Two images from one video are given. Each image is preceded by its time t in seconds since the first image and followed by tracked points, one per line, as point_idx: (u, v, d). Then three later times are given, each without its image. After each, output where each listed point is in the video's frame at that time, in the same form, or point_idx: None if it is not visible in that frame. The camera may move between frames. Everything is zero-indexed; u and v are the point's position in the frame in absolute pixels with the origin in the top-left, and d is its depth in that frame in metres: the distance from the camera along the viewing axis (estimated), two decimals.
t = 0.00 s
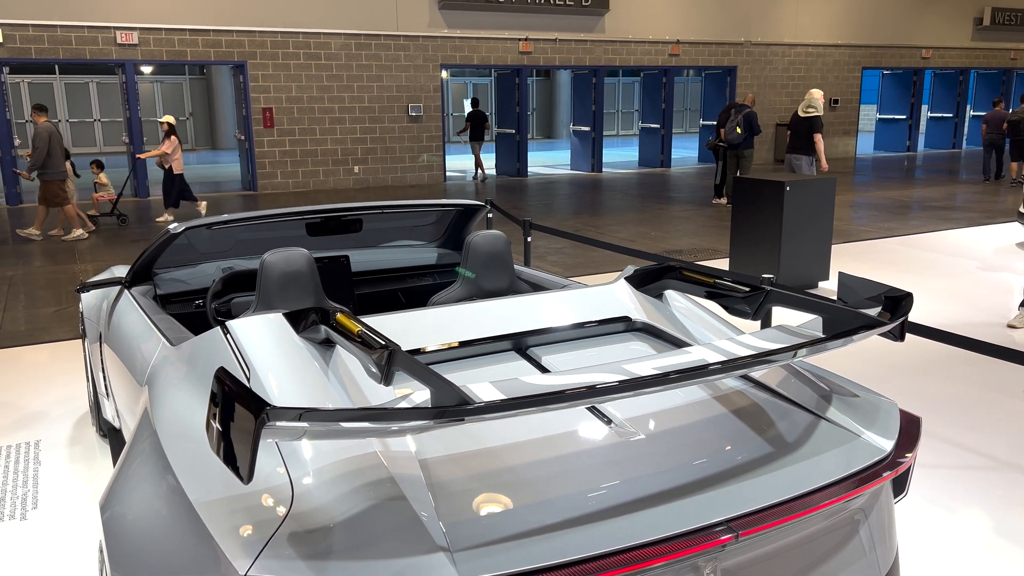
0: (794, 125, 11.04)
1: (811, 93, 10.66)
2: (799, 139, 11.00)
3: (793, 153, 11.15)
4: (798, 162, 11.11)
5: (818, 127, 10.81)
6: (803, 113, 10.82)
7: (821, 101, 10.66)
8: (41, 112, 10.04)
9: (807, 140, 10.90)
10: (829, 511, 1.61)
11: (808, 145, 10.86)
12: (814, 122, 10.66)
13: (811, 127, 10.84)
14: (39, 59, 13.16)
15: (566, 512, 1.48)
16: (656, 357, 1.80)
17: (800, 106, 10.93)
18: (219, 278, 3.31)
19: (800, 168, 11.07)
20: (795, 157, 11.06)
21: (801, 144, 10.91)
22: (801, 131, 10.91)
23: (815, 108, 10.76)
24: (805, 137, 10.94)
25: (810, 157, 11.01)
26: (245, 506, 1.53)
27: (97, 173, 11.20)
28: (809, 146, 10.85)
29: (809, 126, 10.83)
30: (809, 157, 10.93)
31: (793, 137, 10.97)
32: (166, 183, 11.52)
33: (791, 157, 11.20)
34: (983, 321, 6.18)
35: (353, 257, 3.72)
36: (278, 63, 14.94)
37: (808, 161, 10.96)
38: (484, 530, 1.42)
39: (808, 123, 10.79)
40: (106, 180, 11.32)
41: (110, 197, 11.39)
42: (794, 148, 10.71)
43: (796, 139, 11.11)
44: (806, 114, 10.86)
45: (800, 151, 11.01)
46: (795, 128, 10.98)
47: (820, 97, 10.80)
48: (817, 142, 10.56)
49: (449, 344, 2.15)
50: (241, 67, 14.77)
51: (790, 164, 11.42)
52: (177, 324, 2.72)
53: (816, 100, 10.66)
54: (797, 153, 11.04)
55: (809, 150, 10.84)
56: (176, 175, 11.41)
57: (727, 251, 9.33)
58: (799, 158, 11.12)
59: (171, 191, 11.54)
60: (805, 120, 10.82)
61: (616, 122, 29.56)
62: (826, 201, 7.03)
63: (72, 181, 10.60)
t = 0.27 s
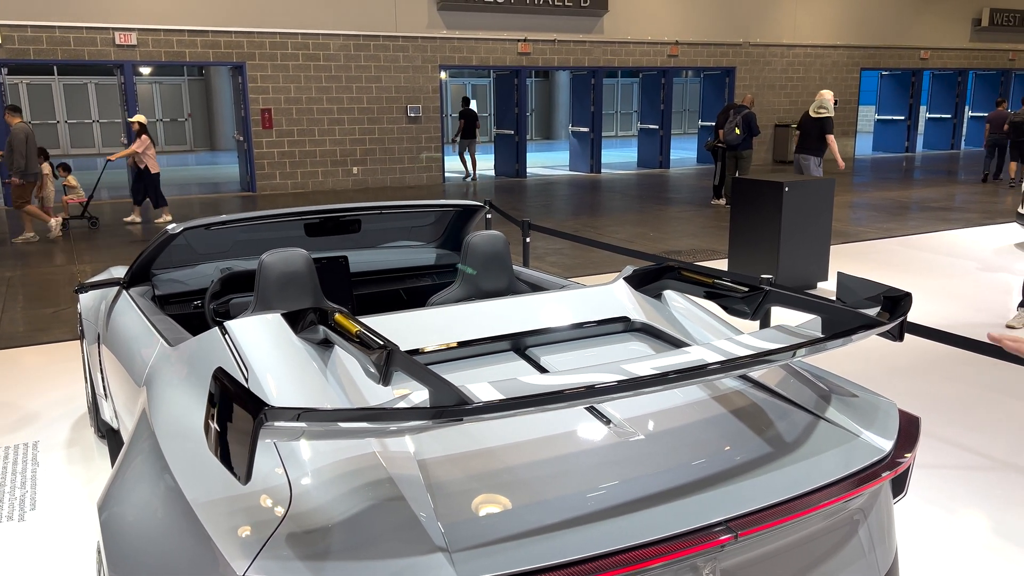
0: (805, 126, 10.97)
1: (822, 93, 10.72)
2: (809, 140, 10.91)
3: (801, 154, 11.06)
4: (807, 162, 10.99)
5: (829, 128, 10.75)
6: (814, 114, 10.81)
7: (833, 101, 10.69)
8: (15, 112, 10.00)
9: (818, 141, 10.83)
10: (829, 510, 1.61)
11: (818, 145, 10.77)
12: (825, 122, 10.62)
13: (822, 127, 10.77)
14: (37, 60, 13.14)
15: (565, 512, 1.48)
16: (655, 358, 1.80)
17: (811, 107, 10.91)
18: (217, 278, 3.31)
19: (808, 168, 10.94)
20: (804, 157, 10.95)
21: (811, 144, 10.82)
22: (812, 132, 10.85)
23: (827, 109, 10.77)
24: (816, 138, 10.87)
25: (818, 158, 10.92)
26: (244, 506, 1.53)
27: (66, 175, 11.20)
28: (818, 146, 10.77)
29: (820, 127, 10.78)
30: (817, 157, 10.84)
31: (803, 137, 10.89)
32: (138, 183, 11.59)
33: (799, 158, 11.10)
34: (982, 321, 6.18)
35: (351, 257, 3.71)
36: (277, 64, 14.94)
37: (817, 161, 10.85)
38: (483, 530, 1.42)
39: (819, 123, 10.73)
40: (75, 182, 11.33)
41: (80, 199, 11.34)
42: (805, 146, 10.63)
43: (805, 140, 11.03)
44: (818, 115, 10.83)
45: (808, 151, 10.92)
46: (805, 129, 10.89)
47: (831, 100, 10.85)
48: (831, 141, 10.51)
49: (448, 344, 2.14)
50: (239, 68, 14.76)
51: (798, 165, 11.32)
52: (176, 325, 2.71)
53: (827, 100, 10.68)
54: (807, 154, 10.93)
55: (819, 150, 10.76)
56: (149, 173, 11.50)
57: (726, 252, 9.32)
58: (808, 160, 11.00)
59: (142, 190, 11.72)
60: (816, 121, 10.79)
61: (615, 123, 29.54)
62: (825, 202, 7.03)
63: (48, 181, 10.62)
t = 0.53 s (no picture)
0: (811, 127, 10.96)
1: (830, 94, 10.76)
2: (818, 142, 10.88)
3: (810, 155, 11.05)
4: (816, 163, 10.99)
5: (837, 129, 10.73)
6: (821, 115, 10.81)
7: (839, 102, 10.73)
8: None
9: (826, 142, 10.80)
10: (827, 512, 1.60)
11: (826, 147, 10.74)
12: (833, 123, 10.60)
13: (829, 128, 10.75)
14: (35, 61, 13.14)
15: (563, 513, 1.48)
16: (653, 358, 1.80)
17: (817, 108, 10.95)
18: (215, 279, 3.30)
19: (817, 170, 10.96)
20: (813, 158, 10.94)
21: (818, 146, 10.80)
22: (819, 133, 10.83)
23: (834, 110, 10.78)
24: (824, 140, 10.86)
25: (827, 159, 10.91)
26: (239, 508, 1.53)
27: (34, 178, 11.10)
28: (826, 147, 10.75)
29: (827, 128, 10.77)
30: (827, 158, 10.82)
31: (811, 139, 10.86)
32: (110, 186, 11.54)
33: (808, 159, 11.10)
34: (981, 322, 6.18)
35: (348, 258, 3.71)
36: (276, 65, 14.94)
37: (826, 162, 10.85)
38: (480, 532, 1.42)
39: (826, 124, 10.70)
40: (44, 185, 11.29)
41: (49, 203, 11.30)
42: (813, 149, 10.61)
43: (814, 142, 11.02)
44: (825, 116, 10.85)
45: (817, 153, 10.91)
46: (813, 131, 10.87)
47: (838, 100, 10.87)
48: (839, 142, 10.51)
49: (446, 345, 2.14)
50: (238, 69, 14.76)
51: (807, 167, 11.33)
52: (172, 326, 2.71)
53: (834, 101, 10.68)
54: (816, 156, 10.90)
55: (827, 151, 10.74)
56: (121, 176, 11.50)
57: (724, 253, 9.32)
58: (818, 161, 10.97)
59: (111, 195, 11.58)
60: (823, 121, 10.78)
61: (614, 124, 29.57)
62: (823, 202, 7.03)
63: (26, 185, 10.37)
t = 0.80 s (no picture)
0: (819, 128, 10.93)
1: (836, 93, 10.77)
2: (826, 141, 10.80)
3: (819, 156, 10.98)
4: (826, 164, 10.90)
5: (845, 128, 10.67)
6: (829, 115, 10.79)
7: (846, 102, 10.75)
8: None
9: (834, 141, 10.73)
10: (825, 512, 1.60)
11: (835, 146, 10.67)
12: (840, 121, 10.56)
13: (837, 128, 10.70)
14: (34, 62, 13.14)
15: (561, 514, 1.47)
16: (651, 359, 1.80)
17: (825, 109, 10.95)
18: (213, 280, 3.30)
19: (828, 170, 10.85)
20: (822, 158, 10.86)
21: (827, 146, 10.73)
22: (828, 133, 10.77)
23: (842, 109, 10.76)
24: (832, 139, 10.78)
25: (837, 158, 10.81)
26: (237, 509, 1.53)
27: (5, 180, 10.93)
28: (835, 146, 10.68)
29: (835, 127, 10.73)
30: (836, 158, 10.73)
31: (820, 139, 10.81)
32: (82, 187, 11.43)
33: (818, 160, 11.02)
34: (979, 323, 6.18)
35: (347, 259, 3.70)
36: (274, 67, 14.95)
37: (836, 162, 10.74)
38: (478, 533, 1.41)
39: (834, 123, 10.66)
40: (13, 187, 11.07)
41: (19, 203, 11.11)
42: (821, 148, 10.56)
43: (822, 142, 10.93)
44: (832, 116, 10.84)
45: (826, 152, 10.83)
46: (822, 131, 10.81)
47: (846, 100, 10.86)
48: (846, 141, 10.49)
49: (444, 346, 2.14)
50: (236, 70, 14.76)
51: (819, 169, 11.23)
52: (170, 328, 2.71)
53: (842, 99, 10.67)
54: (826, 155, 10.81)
55: (836, 151, 10.65)
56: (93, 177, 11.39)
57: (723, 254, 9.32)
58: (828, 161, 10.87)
59: (82, 196, 11.41)
60: (831, 121, 10.74)
61: (613, 126, 29.61)
62: (822, 204, 7.03)
63: None
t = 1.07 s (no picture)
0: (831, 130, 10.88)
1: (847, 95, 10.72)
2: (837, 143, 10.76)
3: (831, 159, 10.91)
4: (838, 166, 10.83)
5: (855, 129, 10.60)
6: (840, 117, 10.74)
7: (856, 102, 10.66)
8: None
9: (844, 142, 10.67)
10: (825, 513, 1.60)
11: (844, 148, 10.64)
12: (848, 122, 10.51)
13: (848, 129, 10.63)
14: (32, 64, 13.14)
15: (560, 516, 1.47)
16: (650, 360, 1.80)
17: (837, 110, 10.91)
18: (211, 282, 3.30)
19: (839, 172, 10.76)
20: (833, 160, 10.79)
21: (837, 147, 10.66)
22: (838, 134, 10.73)
23: (852, 110, 10.71)
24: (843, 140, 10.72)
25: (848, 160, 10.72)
26: (234, 511, 1.52)
27: None
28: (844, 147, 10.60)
29: (845, 128, 10.67)
30: (847, 159, 10.65)
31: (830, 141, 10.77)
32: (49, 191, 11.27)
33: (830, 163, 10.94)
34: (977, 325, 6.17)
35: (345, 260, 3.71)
36: (273, 68, 14.94)
37: (847, 164, 10.66)
38: (477, 535, 1.41)
39: (844, 125, 10.61)
40: None
41: None
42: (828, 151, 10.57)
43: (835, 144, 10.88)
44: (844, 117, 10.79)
45: (837, 154, 10.77)
46: (832, 132, 10.79)
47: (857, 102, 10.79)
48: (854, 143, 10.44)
49: (444, 347, 2.14)
50: (235, 72, 14.75)
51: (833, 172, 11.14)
52: (168, 329, 2.70)
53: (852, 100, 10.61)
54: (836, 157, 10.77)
55: (847, 152, 10.57)
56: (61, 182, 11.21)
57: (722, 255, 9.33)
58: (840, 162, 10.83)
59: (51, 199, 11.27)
60: (841, 122, 10.70)
61: (612, 127, 29.64)
62: (820, 205, 7.03)
63: None
